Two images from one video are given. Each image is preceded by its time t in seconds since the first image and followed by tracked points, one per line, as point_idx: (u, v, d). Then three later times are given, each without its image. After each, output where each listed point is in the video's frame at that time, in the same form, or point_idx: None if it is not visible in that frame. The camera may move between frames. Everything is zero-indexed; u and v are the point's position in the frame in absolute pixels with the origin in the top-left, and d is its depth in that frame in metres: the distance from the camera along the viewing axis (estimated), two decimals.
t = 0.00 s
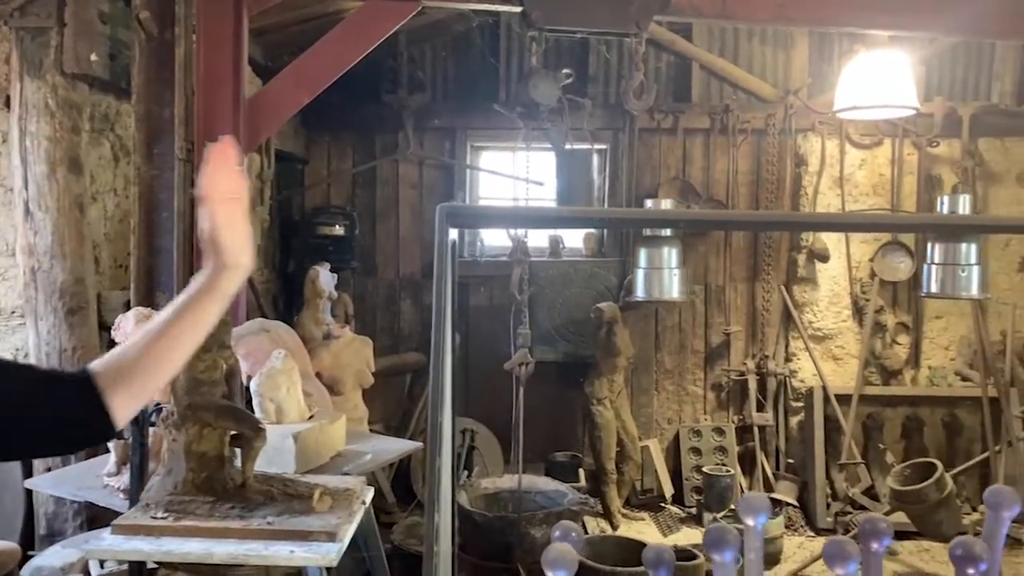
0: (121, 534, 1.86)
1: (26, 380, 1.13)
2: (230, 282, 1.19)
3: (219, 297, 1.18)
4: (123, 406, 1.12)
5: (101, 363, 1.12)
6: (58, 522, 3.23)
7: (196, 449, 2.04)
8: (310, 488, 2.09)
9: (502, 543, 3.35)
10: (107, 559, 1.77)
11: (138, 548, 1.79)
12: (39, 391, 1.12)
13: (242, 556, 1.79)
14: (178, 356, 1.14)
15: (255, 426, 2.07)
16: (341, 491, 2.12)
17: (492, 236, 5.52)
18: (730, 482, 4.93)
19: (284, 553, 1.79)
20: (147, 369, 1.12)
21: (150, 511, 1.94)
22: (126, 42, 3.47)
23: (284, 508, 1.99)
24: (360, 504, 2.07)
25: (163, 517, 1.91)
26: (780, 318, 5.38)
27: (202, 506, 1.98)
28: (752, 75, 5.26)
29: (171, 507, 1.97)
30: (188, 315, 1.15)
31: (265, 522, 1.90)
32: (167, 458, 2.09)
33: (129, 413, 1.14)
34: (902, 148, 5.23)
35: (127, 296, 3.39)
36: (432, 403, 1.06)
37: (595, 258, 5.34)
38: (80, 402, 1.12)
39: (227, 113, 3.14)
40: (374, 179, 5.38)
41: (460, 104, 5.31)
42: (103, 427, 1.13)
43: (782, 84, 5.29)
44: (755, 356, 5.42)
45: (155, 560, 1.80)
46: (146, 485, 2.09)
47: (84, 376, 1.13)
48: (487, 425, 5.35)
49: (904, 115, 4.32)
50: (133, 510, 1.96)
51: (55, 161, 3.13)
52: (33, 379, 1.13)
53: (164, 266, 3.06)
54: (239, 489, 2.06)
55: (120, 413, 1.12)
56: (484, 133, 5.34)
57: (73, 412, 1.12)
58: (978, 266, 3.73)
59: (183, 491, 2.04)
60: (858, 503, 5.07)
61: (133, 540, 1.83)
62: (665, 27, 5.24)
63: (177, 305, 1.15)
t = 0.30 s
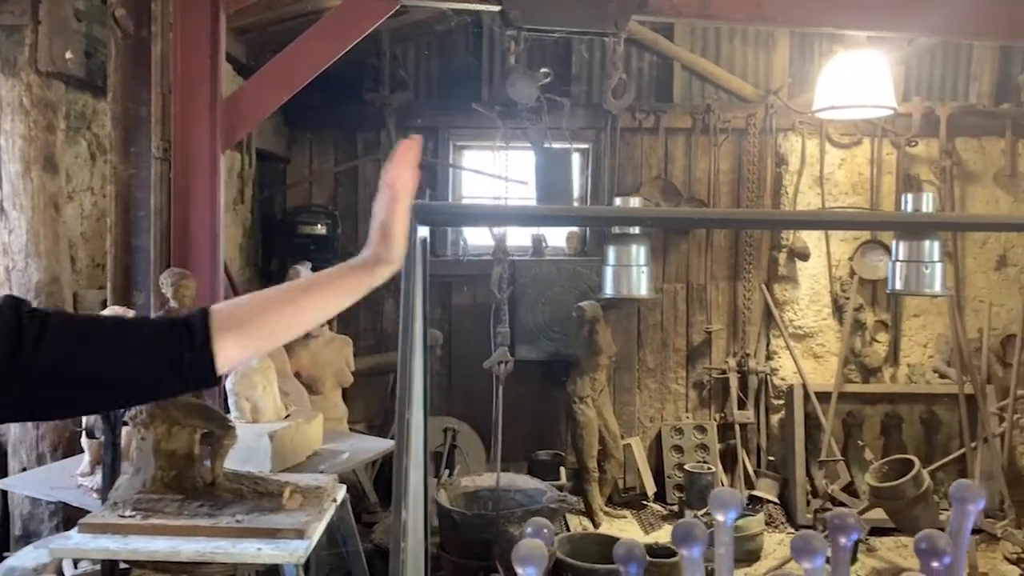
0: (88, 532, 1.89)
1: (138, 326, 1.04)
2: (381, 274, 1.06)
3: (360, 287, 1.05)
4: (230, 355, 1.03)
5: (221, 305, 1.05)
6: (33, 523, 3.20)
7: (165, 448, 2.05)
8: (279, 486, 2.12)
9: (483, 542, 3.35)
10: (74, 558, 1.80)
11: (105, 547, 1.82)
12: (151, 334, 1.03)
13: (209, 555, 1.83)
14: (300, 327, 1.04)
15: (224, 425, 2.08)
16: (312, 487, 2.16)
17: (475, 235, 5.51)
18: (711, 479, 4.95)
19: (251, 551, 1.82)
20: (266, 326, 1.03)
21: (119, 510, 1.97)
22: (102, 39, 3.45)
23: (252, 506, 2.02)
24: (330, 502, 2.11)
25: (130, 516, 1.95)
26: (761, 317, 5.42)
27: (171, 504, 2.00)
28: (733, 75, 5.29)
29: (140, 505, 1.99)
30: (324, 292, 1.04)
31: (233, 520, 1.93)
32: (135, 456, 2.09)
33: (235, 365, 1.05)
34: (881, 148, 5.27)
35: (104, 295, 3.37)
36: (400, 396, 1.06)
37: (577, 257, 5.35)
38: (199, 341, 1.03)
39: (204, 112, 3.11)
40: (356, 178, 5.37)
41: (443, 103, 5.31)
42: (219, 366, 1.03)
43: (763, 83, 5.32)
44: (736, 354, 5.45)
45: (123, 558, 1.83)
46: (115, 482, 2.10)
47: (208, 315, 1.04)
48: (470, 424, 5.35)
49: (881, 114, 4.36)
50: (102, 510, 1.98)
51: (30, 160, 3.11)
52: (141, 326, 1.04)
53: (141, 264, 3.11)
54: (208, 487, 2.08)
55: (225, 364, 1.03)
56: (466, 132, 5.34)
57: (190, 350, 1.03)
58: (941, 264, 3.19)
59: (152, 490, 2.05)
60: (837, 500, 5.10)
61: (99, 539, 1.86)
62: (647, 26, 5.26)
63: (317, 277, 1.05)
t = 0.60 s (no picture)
0: (57, 532, 1.88)
1: (144, 315, 1.35)
2: (408, 263, 1.29)
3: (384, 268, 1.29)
4: (267, 314, 1.36)
5: (256, 276, 1.38)
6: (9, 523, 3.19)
7: (135, 447, 2.05)
8: (250, 484, 2.11)
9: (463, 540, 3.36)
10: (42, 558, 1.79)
11: (72, 547, 1.82)
12: (152, 319, 1.35)
13: (176, 553, 1.82)
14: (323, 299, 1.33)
15: (194, 423, 2.10)
16: (284, 486, 2.15)
17: (458, 235, 5.51)
18: (693, 477, 4.97)
19: (219, 548, 1.82)
20: (294, 293, 1.34)
21: (86, 510, 1.96)
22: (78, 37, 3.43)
23: (223, 504, 2.02)
24: (302, 499, 2.11)
25: (98, 514, 1.93)
26: (743, 315, 5.44)
27: (140, 503, 2.00)
28: (715, 75, 5.32)
29: (108, 505, 1.98)
30: (347, 271, 1.32)
31: (203, 518, 1.93)
32: (105, 455, 2.09)
33: (269, 328, 1.37)
34: (861, 148, 5.31)
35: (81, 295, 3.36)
36: (369, 397, 1.09)
37: (561, 256, 5.35)
38: (194, 323, 1.36)
39: (181, 110, 3.13)
40: (338, 177, 5.36)
41: (425, 102, 5.31)
42: (223, 341, 1.36)
43: (744, 83, 5.35)
44: (718, 353, 5.47)
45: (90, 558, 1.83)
46: (85, 482, 2.10)
47: (207, 298, 1.36)
48: (452, 423, 5.35)
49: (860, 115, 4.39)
50: (70, 510, 1.97)
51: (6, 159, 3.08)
52: (143, 310, 1.36)
53: (118, 265, 3.06)
54: (178, 486, 2.07)
55: (248, 330, 1.37)
56: (449, 131, 5.34)
57: (191, 330, 1.36)
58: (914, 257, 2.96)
59: (122, 489, 2.05)
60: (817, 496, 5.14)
61: (66, 539, 1.85)
62: (629, 27, 5.28)
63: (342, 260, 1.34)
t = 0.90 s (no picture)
0: (23, 530, 1.88)
1: (109, 286, 1.11)
2: (303, 148, 1.11)
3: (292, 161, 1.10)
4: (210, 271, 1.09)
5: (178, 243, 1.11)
6: None
7: (103, 445, 2.03)
8: (221, 483, 2.12)
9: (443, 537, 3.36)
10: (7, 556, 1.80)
11: (38, 544, 1.82)
12: (115, 293, 1.10)
13: (143, 551, 1.82)
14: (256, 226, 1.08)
15: (164, 422, 2.07)
16: (255, 484, 2.16)
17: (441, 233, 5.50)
18: (675, 474, 4.98)
19: (186, 546, 1.83)
20: (229, 232, 1.07)
21: (54, 508, 1.95)
22: (55, 34, 3.40)
23: (191, 503, 2.02)
24: (273, 497, 2.12)
25: (65, 513, 1.92)
26: (726, 314, 5.47)
27: (108, 501, 1.99)
28: (698, 74, 5.33)
29: (76, 502, 1.97)
30: (266, 182, 1.09)
31: (171, 516, 1.92)
32: (72, 453, 2.07)
33: (219, 276, 1.10)
34: (842, 147, 5.35)
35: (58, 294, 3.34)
36: (337, 390, 1.04)
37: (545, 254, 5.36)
38: (164, 293, 1.10)
39: (158, 107, 3.15)
40: (321, 175, 5.35)
41: (408, 100, 5.30)
42: (194, 305, 1.11)
43: (726, 83, 5.37)
44: (701, 351, 5.49)
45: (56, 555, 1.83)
46: (52, 480, 2.08)
47: (174, 259, 1.10)
48: (434, 421, 5.35)
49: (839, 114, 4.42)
50: (37, 508, 1.96)
51: None
52: (105, 280, 1.11)
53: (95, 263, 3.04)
54: (147, 484, 2.07)
55: (207, 285, 1.10)
56: (432, 130, 5.34)
57: (156, 298, 1.10)
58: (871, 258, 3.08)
59: (90, 487, 2.04)
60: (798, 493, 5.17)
61: (33, 537, 1.85)
62: (613, 26, 5.28)
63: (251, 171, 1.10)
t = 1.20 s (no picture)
0: None
1: (78, 258, 1.07)
2: (313, 128, 1.05)
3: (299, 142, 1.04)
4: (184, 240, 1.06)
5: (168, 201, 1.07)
6: None
7: (68, 445, 2.01)
8: (189, 482, 2.11)
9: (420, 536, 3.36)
10: None
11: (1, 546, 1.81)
12: (84, 263, 1.07)
13: (107, 553, 1.80)
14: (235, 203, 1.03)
15: (132, 422, 2.06)
16: (224, 483, 2.16)
17: (421, 232, 5.49)
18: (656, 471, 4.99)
19: (151, 547, 1.80)
20: (210, 202, 1.03)
21: (18, 509, 1.93)
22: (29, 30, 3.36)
23: (158, 503, 2.00)
24: (243, 496, 2.12)
25: (28, 514, 1.91)
26: (706, 312, 5.48)
27: (73, 502, 1.98)
28: (679, 74, 5.35)
29: (41, 503, 1.96)
30: (258, 160, 1.03)
31: (137, 516, 1.91)
32: (37, 453, 2.05)
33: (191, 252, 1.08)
34: (821, 146, 5.38)
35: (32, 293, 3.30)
36: (304, 393, 1.03)
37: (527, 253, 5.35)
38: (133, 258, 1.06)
39: (131, 103, 3.15)
40: (301, 174, 5.32)
41: (388, 98, 5.28)
42: (162, 274, 1.08)
43: (707, 82, 5.39)
44: (682, 348, 5.51)
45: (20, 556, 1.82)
46: (17, 480, 2.06)
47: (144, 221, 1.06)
48: (414, 419, 5.33)
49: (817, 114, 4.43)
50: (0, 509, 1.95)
51: None
52: (72, 251, 1.08)
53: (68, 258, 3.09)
54: (114, 484, 2.05)
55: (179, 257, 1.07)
56: (413, 128, 5.32)
57: (127, 266, 1.07)
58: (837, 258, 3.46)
59: (54, 487, 2.02)
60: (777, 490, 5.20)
61: None
62: (595, 25, 5.28)
63: (252, 153, 1.04)
